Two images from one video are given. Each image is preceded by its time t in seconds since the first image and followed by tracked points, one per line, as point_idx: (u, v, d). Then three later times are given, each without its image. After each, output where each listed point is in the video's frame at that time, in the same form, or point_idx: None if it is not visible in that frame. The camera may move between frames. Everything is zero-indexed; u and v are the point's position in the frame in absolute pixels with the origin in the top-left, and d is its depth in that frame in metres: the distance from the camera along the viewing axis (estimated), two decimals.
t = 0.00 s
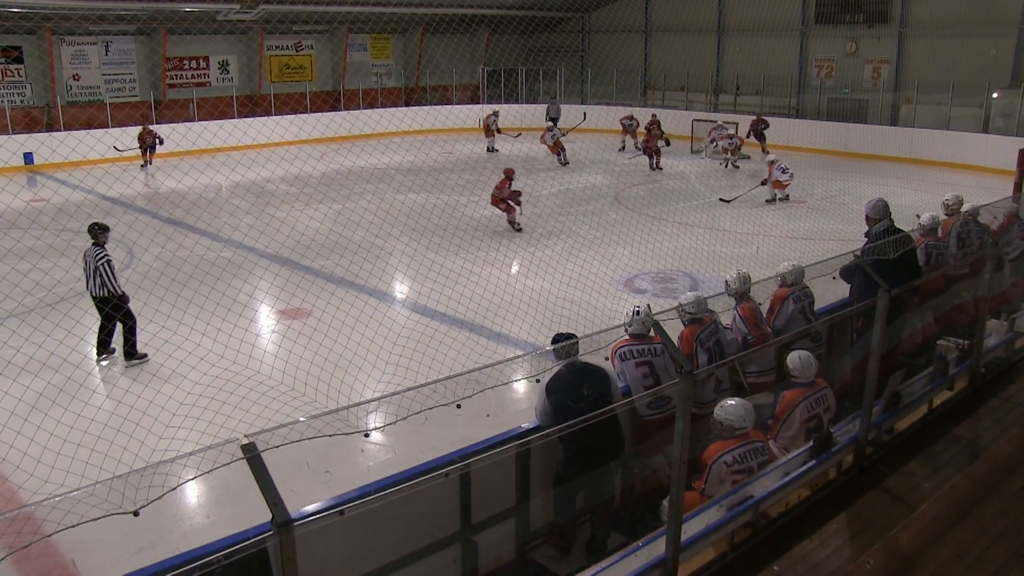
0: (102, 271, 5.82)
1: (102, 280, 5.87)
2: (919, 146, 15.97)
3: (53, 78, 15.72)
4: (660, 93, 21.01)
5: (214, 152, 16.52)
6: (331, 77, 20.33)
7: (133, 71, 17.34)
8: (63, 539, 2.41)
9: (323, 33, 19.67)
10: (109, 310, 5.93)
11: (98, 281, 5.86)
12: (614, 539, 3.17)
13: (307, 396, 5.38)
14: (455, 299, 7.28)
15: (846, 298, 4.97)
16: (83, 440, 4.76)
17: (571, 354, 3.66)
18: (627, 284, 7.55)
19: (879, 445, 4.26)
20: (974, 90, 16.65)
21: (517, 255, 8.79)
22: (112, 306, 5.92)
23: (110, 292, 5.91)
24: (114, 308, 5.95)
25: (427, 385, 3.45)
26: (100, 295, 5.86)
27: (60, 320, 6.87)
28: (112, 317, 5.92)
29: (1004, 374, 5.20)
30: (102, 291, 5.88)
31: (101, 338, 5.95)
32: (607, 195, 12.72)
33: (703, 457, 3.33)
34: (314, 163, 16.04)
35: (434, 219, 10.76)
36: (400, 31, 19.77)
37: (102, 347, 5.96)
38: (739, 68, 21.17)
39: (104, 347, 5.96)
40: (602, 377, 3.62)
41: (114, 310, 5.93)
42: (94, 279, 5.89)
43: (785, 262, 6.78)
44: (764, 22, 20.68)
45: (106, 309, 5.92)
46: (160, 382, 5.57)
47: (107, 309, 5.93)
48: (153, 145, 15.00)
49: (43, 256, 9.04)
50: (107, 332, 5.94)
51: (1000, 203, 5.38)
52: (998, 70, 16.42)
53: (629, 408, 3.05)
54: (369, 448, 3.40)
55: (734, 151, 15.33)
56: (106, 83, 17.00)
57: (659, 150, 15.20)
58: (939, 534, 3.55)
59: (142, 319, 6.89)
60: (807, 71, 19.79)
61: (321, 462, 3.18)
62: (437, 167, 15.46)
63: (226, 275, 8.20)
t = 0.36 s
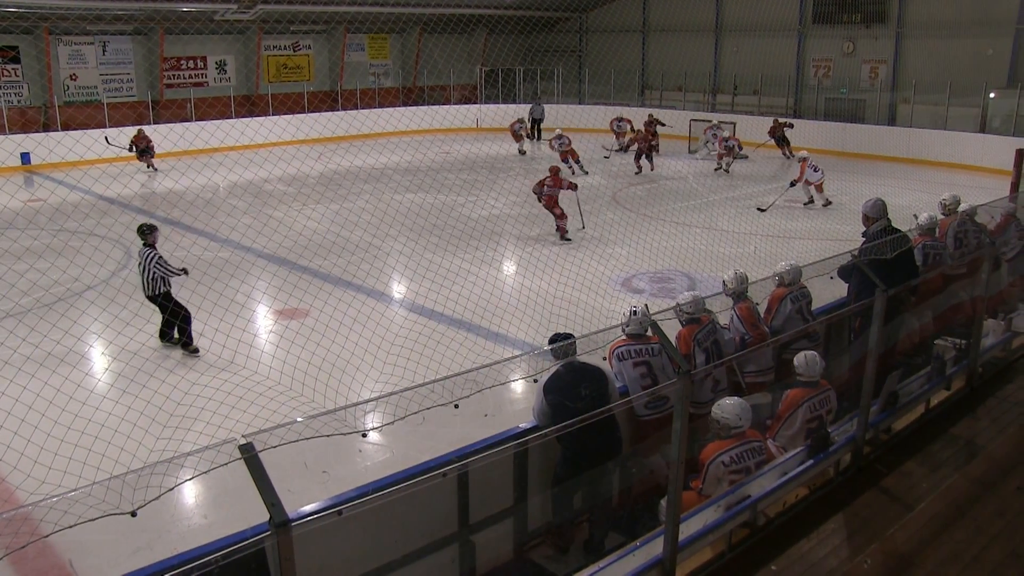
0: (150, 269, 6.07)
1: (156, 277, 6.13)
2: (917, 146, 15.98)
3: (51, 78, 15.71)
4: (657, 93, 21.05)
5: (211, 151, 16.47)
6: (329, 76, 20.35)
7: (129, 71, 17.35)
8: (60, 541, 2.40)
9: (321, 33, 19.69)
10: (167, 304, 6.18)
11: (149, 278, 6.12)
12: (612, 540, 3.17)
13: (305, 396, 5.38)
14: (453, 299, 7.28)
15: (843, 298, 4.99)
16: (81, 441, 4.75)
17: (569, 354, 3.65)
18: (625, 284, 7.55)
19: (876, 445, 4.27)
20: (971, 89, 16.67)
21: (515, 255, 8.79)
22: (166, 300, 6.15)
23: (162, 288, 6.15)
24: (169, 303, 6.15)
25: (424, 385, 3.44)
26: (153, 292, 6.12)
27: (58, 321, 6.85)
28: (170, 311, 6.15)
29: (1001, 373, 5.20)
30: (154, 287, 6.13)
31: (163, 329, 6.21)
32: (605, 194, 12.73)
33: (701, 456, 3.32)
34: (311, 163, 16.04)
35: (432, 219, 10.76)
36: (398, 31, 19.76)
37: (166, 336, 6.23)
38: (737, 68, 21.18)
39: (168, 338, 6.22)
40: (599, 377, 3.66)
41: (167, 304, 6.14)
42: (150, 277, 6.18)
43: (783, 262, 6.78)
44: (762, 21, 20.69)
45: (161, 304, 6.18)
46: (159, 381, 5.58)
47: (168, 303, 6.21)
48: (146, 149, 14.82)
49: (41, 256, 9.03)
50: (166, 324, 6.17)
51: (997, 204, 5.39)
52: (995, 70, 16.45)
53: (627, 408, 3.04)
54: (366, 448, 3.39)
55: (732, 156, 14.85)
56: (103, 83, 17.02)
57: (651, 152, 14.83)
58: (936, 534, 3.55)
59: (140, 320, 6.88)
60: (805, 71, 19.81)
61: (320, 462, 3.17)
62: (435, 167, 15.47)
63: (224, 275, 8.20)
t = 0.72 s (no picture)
0: (210, 273, 5.85)
1: (209, 281, 5.91)
2: (916, 146, 16.00)
3: (49, 79, 15.70)
4: (656, 93, 21.06)
5: (209, 152, 16.06)
6: (328, 77, 20.39)
7: (127, 71, 17.40)
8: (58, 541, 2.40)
9: (319, 34, 19.73)
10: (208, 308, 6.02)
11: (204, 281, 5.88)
12: (611, 540, 3.17)
13: (304, 395, 5.38)
14: (452, 300, 7.28)
15: (842, 298, 4.98)
16: (80, 441, 4.76)
17: (568, 354, 3.65)
18: (624, 284, 7.56)
19: (875, 445, 4.27)
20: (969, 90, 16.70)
21: (513, 255, 8.80)
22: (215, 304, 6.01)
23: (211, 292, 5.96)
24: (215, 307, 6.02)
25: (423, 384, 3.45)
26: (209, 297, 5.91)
27: (57, 322, 6.85)
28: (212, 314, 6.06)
29: (999, 373, 5.21)
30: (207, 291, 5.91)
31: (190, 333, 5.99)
32: (604, 194, 12.74)
33: (701, 456, 3.33)
34: (310, 163, 16.06)
35: (430, 219, 10.77)
36: (396, 31, 19.78)
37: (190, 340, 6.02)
38: (735, 68, 21.23)
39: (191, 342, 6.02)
40: (598, 377, 3.67)
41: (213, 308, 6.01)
42: (197, 280, 5.89)
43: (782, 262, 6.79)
44: (760, 22, 20.72)
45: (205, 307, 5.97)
46: (157, 382, 5.58)
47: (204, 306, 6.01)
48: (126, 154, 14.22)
49: (39, 257, 9.02)
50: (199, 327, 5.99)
51: (995, 204, 5.39)
52: (993, 70, 16.49)
53: (627, 408, 3.04)
54: (365, 448, 3.36)
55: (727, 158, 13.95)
56: (101, 84, 17.07)
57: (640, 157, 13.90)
58: (935, 533, 3.55)
59: (138, 320, 6.88)
60: (803, 71, 19.85)
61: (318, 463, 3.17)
62: (434, 168, 15.48)
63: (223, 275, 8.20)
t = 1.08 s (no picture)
0: (241, 288, 5.72)
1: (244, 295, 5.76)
2: (916, 146, 16.00)
3: (50, 79, 15.74)
4: (657, 93, 21.06)
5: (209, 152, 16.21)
6: (328, 77, 20.35)
7: (127, 71, 17.44)
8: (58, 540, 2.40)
9: (320, 33, 19.74)
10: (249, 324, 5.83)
11: (238, 295, 5.71)
12: (611, 540, 3.17)
13: (304, 395, 5.37)
14: (453, 300, 7.28)
15: (842, 297, 4.98)
16: (81, 441, 4.75)
17: (568, 354, 3.68)
18: (624, 284, 7.56)
19: (875, 444, 4.27)
20: (970, 90, 16.70)
21: (514, 255, 8.80)
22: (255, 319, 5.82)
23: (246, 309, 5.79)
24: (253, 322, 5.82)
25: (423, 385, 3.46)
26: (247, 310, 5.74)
27: (57, 321, 6.85)
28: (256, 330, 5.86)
29: (999, 373, 5.21)
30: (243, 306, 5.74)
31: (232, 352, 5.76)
32: (604, 194, 12.74)
33: (700, 456, 3.33)
34: (310, 163, 16.07)
35: (431, 219, 10.78)
36: (397, 31, 19.77)
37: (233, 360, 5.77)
38: (736, 68, 21.23)
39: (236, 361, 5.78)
40: (598, 377, 3.66)
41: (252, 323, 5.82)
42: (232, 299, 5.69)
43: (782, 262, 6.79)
44: (761, 21, 20.73)
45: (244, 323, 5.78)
46: (157, 381, 5.58)
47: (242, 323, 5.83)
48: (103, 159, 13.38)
49: (39, 257, 9.02)
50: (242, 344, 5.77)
51: (996, 204, 5.38)
52: (994, 70, 16.49)
53: (627, 408, 3.04)
54: (365, 448, 3.35)
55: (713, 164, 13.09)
56: (102, 84, 17.09)
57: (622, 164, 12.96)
58: (935, 533, 3.55)
59: (138, 320, 6.87)
60: (804, 71, 19.85)
61: (319, 463, 3.17)
62: (434, 167, 15.49)
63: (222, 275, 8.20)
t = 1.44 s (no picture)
0: (236, 300, 5.23)
1: (219, 310, 5.23)
2: (925, 147, 15.95)
3: (60, 79, 15.85)
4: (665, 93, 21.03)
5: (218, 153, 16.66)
6: (336, 77, 20.35)
7: (137, 71, 17.51)
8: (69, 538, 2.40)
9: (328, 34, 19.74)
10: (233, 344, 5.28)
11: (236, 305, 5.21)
12: (619, 541, 3.17)
13: (313, 395, 5.37)
14: (461, 300, 7.28)
15: (851, 299, 4.95)
16: (90, 440, 4.77)
17: (575, 355, 3.62)
18: (632, 284, 7.56)
19: (885, 446, 4.25)
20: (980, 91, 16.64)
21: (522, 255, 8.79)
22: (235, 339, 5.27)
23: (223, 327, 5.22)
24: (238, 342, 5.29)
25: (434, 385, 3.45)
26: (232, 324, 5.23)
27: (66, 321, 6.86)
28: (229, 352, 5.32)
29: (1009, 375, 5.18)
30: (228, 320, 5.22)
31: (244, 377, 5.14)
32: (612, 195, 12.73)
33: (709, 457, 3.32)
34: (319, 163, 16.10)
35: (440, 219, 10.78)
36: (405, 31, 19.79)
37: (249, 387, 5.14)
38: (745, 68, 21.21)
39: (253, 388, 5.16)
40: (607, 378, 3.66)
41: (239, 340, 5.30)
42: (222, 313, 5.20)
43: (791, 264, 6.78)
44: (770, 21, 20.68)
45: (234, 341, 5.24)
46: (167, 381, 5.59)
47: (225, 344, 5.21)
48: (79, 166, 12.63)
49: (48, 257, 9.04)
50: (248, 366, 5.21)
51: (1006, 204, 5.36)
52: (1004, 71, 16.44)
53: (635, 409, 3.04)
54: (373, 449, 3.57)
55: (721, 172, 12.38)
56: (111, 84, 17.17)
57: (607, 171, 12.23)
58: (944, 536, 3.54)
59: (147, 320, 6.89)
60: (812, 71, 19.80)
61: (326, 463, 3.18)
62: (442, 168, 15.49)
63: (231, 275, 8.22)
